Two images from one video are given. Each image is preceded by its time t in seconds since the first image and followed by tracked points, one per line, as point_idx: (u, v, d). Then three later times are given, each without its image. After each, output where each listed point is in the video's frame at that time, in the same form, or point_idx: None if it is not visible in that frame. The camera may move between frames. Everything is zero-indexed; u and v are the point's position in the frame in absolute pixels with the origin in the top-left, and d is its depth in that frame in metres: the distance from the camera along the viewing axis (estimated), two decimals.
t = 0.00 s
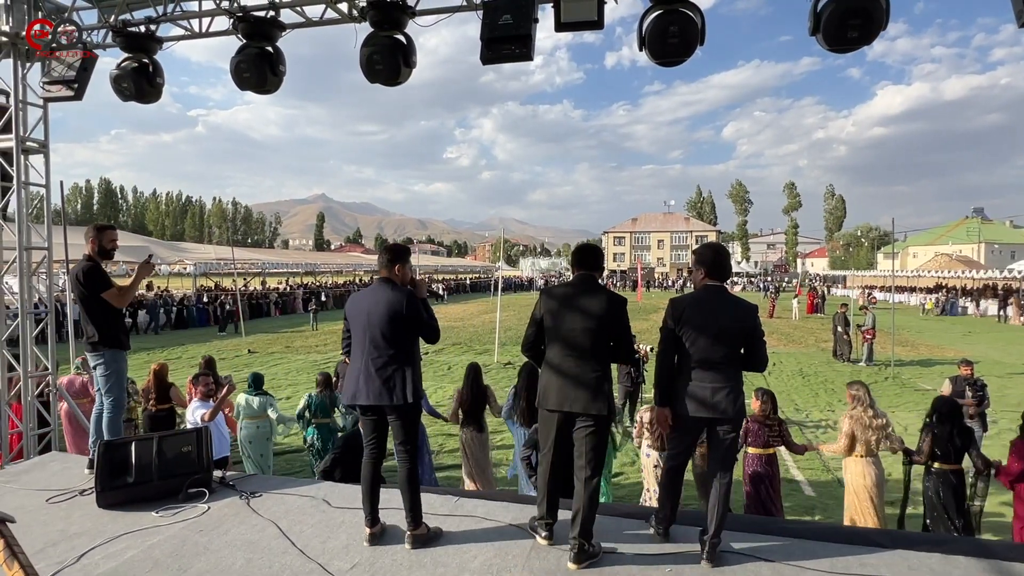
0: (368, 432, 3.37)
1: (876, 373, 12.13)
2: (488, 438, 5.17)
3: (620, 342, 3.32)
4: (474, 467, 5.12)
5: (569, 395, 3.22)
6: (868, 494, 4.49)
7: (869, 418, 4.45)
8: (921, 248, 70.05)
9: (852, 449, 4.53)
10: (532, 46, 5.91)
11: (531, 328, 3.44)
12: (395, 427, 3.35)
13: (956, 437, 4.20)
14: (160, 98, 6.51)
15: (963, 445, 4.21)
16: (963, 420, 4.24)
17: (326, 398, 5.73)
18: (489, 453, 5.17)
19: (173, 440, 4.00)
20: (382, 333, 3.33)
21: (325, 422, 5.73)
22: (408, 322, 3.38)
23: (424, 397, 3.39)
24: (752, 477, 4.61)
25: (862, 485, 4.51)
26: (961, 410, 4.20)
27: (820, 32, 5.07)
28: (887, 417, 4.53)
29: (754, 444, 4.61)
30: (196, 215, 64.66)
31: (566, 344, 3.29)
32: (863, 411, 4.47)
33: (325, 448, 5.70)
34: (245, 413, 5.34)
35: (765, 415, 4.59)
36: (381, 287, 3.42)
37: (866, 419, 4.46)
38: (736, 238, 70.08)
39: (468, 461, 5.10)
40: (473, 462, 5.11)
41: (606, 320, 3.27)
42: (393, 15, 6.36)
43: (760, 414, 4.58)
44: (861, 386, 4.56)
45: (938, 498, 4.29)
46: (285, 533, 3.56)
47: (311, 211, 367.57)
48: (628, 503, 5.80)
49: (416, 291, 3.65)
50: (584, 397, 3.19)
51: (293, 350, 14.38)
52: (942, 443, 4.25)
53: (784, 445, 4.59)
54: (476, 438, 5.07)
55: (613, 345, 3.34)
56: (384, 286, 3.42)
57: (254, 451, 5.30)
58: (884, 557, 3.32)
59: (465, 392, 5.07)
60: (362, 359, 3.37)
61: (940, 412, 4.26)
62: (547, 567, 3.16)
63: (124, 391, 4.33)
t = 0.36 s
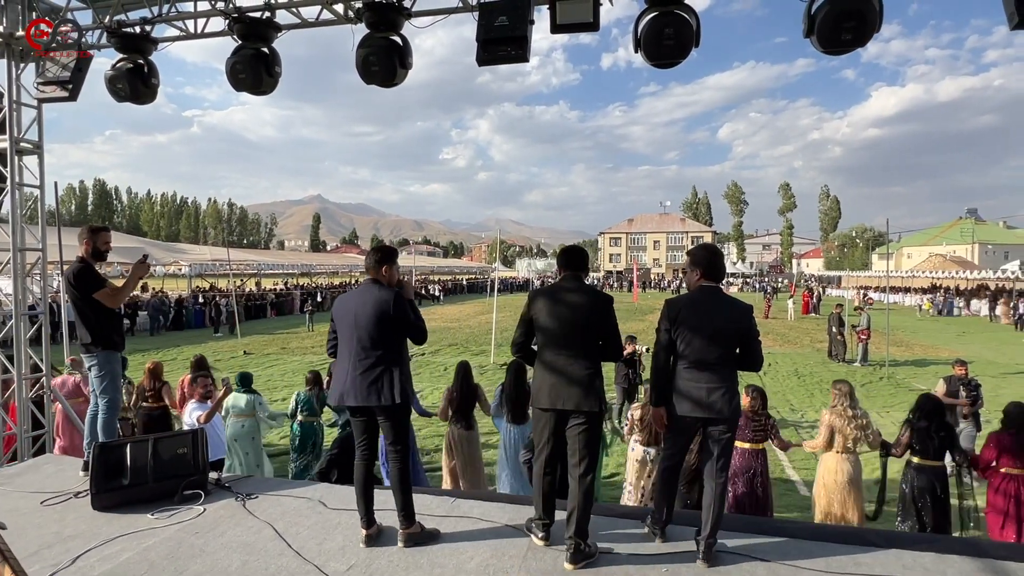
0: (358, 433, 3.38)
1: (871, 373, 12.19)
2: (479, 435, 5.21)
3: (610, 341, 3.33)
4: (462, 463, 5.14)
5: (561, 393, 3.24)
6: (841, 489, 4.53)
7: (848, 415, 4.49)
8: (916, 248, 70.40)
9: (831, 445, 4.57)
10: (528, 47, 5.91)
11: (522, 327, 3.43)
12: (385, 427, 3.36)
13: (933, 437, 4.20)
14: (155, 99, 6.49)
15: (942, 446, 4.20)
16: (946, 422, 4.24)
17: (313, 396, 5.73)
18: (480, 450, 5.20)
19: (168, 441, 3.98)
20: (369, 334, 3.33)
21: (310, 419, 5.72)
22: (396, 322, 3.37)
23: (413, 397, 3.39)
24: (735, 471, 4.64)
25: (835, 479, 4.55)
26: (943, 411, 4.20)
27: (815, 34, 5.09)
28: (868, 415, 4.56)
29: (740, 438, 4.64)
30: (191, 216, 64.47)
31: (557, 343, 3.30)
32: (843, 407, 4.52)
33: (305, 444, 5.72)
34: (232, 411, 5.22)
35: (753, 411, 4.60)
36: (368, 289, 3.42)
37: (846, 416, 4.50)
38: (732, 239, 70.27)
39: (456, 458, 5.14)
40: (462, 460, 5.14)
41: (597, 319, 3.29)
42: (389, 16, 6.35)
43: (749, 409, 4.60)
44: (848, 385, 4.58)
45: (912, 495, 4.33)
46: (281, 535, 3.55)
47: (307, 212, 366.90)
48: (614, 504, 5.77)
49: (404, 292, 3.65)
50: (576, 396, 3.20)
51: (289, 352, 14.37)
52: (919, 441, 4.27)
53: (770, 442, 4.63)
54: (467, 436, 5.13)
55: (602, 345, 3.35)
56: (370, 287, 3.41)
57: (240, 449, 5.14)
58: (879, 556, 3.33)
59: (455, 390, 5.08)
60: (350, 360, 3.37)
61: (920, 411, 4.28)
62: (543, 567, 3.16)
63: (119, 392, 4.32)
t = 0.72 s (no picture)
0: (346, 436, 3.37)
1: (861, 373, 12.30)
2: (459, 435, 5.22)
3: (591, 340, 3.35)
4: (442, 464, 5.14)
5: (543, 392, 3.25)
6: (815, 485, 4.61)
7: (822, 413, 4.56)
8: (904, 250, 71.10)
9: (805, 443, 4.66)
10: (519, 50, 5.92)
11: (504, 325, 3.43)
12: (374, 429, 3.35)
13: (906, 435, 4.24)
14: (144, 100, 6.45)
15: (916, 444, 4.24)
16: (921, 420, 4.29)
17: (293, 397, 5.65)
18: (460, 450, 5.21)
19: (158, 444, 3.96)
20: (356, 337, 3.32)
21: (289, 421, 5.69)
22: (384, 324, 3.37)
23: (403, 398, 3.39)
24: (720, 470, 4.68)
25: (809, 475, 4.63)
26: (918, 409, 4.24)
27: (804, 39, 5.14)
28: (844, 414, 4.60)
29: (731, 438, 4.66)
30: (181, 218, 63.99)
31: (540, 343, 3.31)
32: (818, 406, 4.58)
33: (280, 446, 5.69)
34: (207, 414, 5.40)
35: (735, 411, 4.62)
36: (354, 291, 3.41)
37: (821, 414, 4.57)
38: (723, 241, 70.64)
39: (432, 458, 5.14)
40: (445, 461, 5.14)
41: (580, 319, 3.31)
42: (380, 18, 6.34)
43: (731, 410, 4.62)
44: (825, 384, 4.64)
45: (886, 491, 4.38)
46: (271, 538, 3.53)
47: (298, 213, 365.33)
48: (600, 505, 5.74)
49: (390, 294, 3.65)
50: (559, 395, 3.22)
51: (280, 354, 14.29)
52: (894, 440, 4.31)
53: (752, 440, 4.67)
54: (443, 437, 5.12)
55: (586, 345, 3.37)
56: (356, 289, 3.41)
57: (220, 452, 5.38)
58: (867, 555, 3.36)
59: (433, 392, 5.08)
60: (337, 364, 3.36)
61: (894, 409, 4.33)
62: (533, 568, 3.17)
63: (109, 394, 4.29)
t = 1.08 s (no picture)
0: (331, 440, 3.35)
1: (846, 373, 12.44)
2: (434, 437, 5.22)
3: (570, 340, 3.38)
4: (421, 467, 5.13)
5: (524, 391, 3.27)
6: (793, 485, 4.66)
7: (796, 414, 4.62)
8: (888, 251, 71.98)
9: (780, 445, 4.72)
10: (507, 52, 5.94)
11: (484, 325, 3.43)
12: (360, 433, 3.35)
13: (879, 434, 4.31)
14: (129, 101, 6.38)
15: (890, 443, 4.31)
16: (893, 419, 4.37)
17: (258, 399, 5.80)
18: (436, 452, 5.20)
19: (142, 448, 3.92)
20: (342, 340, 3.30)
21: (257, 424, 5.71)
22: (370, 327, 3.37)
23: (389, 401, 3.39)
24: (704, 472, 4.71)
25: (787, 475, 4.69)
26: (890, 409, 4.32)
27: (788, 44, 5.19)
28: (816, 414, 4.67)
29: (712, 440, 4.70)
30: (166, 219, 63.30)
31: (520, 343, 3.32)
32: (791, 407, 4.65)
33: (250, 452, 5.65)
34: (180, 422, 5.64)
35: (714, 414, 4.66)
36: (338, 294, 3.40)
37: (795, 416, 4.64)
38: (711, 242, 71.10)
39: (407, 459, 5.16)
40: (422, 463, 5.13)
41: (561, 320, 3.34)
42: (368, 20, 6.33)
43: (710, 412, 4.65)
44: (798, 386, 4.72)
45: (863, 491, 4.43)
46: (257, 542, 3.50)
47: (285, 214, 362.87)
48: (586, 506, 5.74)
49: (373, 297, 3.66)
50: (539, 395, 3.24)
51: (267, 355, 14.20)
52: (870, 440, 4.36)
53: (731, 442, 4.72)
54: (416, 439, 5.11)
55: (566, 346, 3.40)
56: (341, 292, 3.40)
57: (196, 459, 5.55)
58: (851, 554, 3.40)
59: (405, 393, 5.12)
60: (322, 367, 3.33)
61: (868, 409, 4.41)
62: (520, 568, 3.17)
63: (93, 397, 4.23)
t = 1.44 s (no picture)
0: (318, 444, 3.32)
1: (830, 373, 12.57)
2: (418, 439, 5.20)
3: (556, 341, 3.39)
4: (405, 469, 5.12)
5: (510, 394, 3.26)
6: (777, 485, 4.70)
7: (779, 414, 4.67)
8: (871, 253, 72.89)
9: (763, 445, 4.76)
10: (495, 53, 5.94)
11: (468, 327, 3.43)
12: (347, 436, 3.33)
13: (862, 435, 4.36)
14: (111, 99, 6.30)
15: (872, 443, 4.36)
16: (875, 419, 4.43)
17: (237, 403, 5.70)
18: (420, 453, 5.19)
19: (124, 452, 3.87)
20: (333, 341, 3.29)
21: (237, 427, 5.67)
22: (359, 329, 3.38)
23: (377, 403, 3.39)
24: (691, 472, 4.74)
25: (771, 475, 4.72)
26: (870, 409, 4.38)
27: (772, 47, 5.25)
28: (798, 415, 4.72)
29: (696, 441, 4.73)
30: (150, 219, 62.52)
31: (506, 345, 3.32)
32: (774, 407, 4.71)
33: (230, 455, 5.63)
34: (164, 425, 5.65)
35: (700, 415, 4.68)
36: (327, 296, 3.39)
37: (776, 417, 4.68)
38: (698, 244, 71.55)
39: (392, 462, 5.13)
40: (406, 465, 5.12)
41: (545, 320, 3.36)
42: (355, 20, 6.31)
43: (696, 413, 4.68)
44: (780, 387, 4.77)
45: (847, 492, 4.48)
46: (242, 546, 3.47)
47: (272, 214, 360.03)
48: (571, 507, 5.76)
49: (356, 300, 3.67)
50: (525, 396, 3.24)
51: (253, 357, 14.07)
52: (852, 440, 4.43)
53: (716, 442, 4.76)
54: (400, 442, 5.09)
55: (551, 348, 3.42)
56: (330, 293, 3.39)
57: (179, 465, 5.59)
58: (835, 552, 3.44)
59: (391, 394, 5.10)
60: (309, 369, 3.30)
61: (850, 410, 4.46)
62: (506, 569, 3.18)
63: (74, 400, 4.16)
